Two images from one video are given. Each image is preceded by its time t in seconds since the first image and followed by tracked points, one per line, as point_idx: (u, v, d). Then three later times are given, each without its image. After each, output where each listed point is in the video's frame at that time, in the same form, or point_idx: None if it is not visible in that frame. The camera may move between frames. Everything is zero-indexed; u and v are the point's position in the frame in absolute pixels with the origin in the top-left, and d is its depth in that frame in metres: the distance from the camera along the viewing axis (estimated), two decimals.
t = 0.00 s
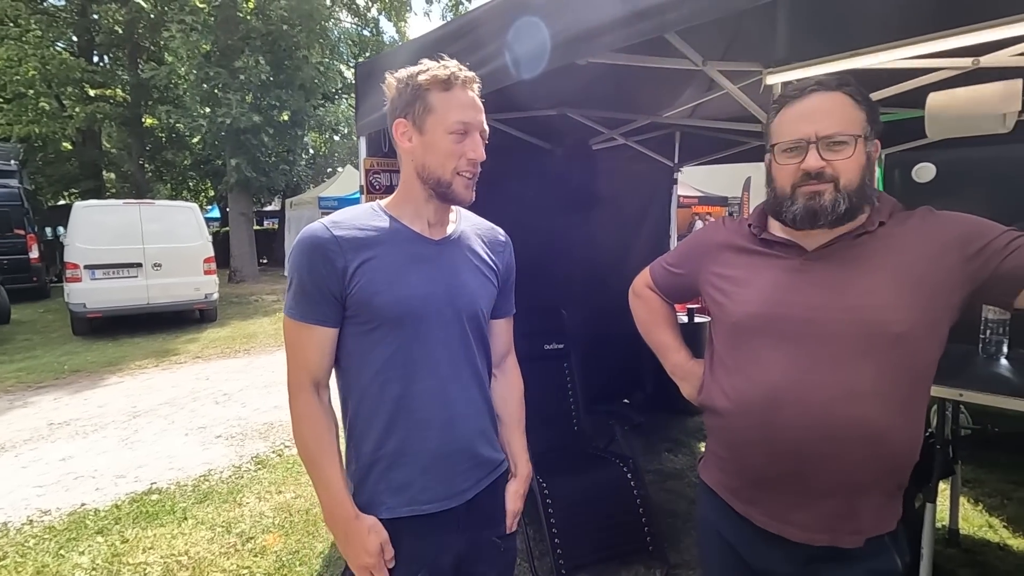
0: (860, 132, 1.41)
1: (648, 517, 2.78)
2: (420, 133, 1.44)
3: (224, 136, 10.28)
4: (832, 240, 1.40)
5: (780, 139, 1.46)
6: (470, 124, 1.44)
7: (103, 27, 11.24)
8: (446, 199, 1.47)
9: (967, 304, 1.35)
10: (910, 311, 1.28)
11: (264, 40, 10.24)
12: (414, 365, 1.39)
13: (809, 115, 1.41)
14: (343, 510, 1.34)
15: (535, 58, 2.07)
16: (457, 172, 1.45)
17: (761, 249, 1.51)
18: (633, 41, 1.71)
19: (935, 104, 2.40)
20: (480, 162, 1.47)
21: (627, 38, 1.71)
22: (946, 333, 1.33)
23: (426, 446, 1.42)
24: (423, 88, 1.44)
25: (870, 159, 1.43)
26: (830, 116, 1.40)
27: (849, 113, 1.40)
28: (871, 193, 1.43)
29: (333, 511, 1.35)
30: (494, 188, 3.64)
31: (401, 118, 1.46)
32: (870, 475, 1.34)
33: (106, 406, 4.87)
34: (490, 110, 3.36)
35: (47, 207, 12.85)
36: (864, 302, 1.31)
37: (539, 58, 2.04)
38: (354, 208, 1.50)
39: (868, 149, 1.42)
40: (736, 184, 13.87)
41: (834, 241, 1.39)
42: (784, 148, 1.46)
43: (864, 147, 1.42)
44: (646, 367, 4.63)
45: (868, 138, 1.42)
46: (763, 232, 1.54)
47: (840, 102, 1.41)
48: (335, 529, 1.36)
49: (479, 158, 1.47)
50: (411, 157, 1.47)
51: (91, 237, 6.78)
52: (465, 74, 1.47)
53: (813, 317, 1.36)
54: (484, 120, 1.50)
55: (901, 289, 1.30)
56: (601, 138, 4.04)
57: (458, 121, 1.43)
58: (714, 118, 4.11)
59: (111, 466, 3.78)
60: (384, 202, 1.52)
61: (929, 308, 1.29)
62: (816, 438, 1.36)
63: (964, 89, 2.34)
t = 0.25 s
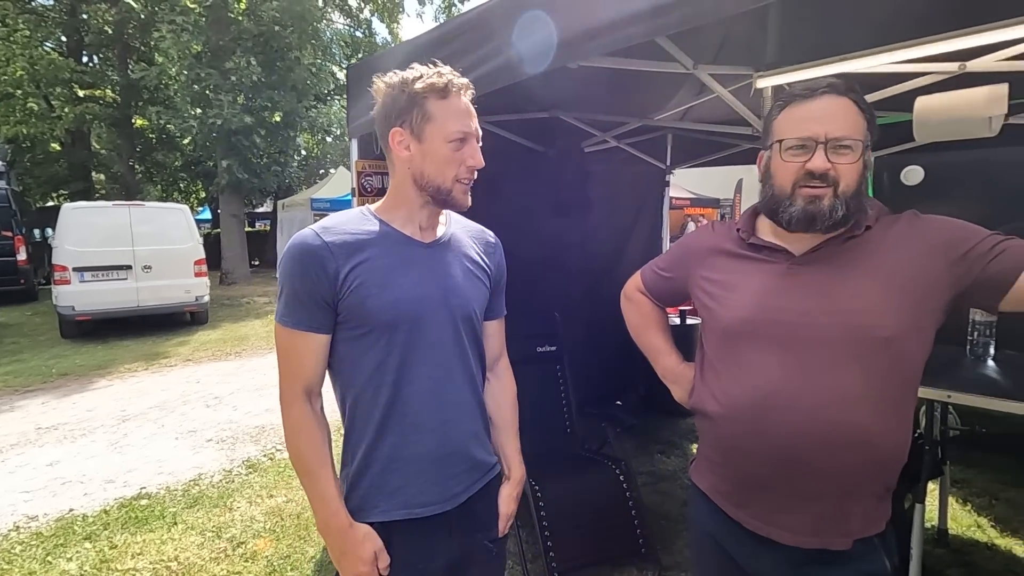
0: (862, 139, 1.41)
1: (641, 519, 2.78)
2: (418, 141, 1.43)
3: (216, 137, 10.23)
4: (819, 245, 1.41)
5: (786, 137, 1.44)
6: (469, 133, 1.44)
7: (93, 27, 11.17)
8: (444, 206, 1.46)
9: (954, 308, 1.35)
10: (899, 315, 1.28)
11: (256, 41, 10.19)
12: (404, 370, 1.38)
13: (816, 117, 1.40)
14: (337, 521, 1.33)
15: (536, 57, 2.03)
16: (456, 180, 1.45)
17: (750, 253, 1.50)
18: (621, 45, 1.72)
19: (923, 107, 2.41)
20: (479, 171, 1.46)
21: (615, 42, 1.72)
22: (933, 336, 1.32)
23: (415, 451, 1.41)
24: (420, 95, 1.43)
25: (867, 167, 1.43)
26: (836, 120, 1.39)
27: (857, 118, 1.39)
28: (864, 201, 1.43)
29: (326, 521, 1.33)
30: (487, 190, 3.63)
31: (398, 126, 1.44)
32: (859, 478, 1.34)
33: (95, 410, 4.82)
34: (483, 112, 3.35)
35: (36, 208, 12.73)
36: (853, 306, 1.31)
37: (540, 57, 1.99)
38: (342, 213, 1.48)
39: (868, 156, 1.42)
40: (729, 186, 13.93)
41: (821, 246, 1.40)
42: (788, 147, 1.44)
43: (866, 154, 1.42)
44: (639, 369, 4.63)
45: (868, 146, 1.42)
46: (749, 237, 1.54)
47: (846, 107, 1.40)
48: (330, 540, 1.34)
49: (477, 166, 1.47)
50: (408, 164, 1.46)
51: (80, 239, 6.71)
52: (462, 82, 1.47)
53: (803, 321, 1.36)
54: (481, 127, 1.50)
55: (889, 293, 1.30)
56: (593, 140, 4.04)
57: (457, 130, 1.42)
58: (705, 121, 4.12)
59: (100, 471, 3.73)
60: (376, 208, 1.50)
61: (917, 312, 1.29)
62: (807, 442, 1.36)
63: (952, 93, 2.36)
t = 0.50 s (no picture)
0: (802, 146, 1.45)
1: (634, 519, 2.79)
2: (412, 146, 1.43)
3: (208, 138, 10.17)
4: (811, 249, 1.41)
5: (736, 155, 1.58)
6: (463, 139, 1.45)
7: (84, 26, 11.10)
8: (437, 210, 1.46)
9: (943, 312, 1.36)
10: (888, 318, 1.29)
11: (249, 41, 10.12)
12: (396, 373, 1.38)
13: (758, 132, 1.49)
14: (324, 522, 1.33)
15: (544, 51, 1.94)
16: (450, 185, 1.45)
17: (741, 256, 1.52)
18: (612, 49, 1.73)
19: (912, 111, 2.43)
20: (472, 176, 1.47)
21: (605, 46, 1.73)
22: (921, 340, 1.34)
23: (407, 454, 1.41)
24: (415, 100, 1.43)
25: (816, 170, 1.45)
26: (768, 132, 1.47)
27: (787, 128, 1.45)
28: (816, 205, 1.44)
29: (312, 522, 1.33)
30: (481, 191, 3.63)
31: (392, 131, 1.44)
32: (847, 479, 1.36)
33: (86, 413, 4.78)
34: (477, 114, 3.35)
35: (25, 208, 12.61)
36: (843, 309, 1.32)
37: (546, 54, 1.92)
38: (333, 215, 1.47)
39: (810, 161, 1.45)
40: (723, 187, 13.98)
41: (812, 250, 1.40)
42: (737, 164, 1.57)
43: (805, 160, 1.45)
44: (633, 370, 4.64)
45: (810, 151, 1.45)
46: (741, 239, 1.55)
47: (787, 119, 1.46)
48: (316, 539, 1.34)
49: (471, 171, 1.48)
50: (402, 169, 1.46)
51: (71, 240, 6.65)
52: (457, 87, 1.47)
53: (794, 323, 1.36)
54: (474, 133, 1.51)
55: (879, 296, 1.31)
56: (587, 141, 4.04)
57: (451, 135, 1.42)
58: (698, 123, 4.13)
59: (91, 474, 3.70)
60: (368, 210, 1.50)
61: (906, 315, 1.30)
62: (797, 444, 1.37)
63: (940, 97, 2.38)
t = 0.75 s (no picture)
0: (774, 149, 1.47)
1: (628, 519, 2.79)
2: (402, 147, 1.42)
3: (201, 138, 10.13)
4: (799, 251, 1.42)
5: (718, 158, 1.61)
6: (453, 140, 1.44)
7: (75, 26, 11.03)
8: (427, 212, 1.46)
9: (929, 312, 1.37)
10: (876, 319, 1.30)
11: (242, 41, 10.06)
12: (389, 374, 1.38)
13: (735, 137, 1.52)
14: (328, 532, 1.33)
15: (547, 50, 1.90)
16: (440, 186, 1.44)
17: (731, 258, 1.53)
18: (604, 51, 1.74)
19: (903, 112, 2.44)
20: (463, 176, 1.46)
21: (598, 48, 1.73)
22: (909, 340, 1.35)
23: (399, 456, 1.40)
24: (405, 102, 1.43)
25: (791, 170, 1.46)
26: (740, 136, 1.51)
27: (760, 130, 1.48)
28: (794, 203, 1.45)
29: (316, 532, 1.33)
30: (475, 192, 3.63)
31: (382, 132, 1.44)
32: (837, 478, 1.36)
33: (78, 415, 4.75)
34: (471, 115, 3.36)
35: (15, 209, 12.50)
36: (832, 309, 1.33)
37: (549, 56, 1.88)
38: (325, 217, 1.46)
39: (785, 162, 1.46)
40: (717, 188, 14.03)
41: (800, 252, 1.41)
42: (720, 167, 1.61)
43: (779, 161, 1.47)
44: (627, 370, 4.66)
45: (783, 151, 1.46)
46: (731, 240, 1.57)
47: (761, 123, 1.49)
48: (322, 550, 1.35)
49: (460, 173, 1.47)
50: (392, 171, 1.45)
51: (62, 241, 6.59)
52: (447, 88, 1.47)
53: (783, 324, 1.37)
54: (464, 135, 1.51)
55: (866, 297, 1.32)
56: (581, 143, 4.05)
57: (440, 136, 1.42)
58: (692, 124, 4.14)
59: (83, 477, 3.68)
60: (359, 212, 1.50)
61: (893, 315, 1.31)
62: (788, 444, 1.38)
63: (931, 99, 2.39)
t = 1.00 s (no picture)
0: (762, 148, 1.48)
1: (623, 519, 2.80)
2: (389, 146, 1.42)
3: (194, 138, 10.08)
4: (787, 249, 1.43)
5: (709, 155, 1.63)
6: (441, 139, 1.43)
7: (66, 25, 10.96)
8: (416, 211, 1.45)
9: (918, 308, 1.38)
10: (865, 316, 1.31)
11: (236, 41, 10.01)
12: (382, 373, 1.37)
13: (723, 136, 1.55)
14: (334, 542, 1.33)
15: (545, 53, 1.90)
16: (427, 185, 1.43)
17: (723, 257, 1.54)
18: (599, 53, 1.75)
19: (894, 113, 2.46)
20: (451, 175, 1.45)
21: (592, 50, 1.74)
22: (899, 336, 1.36)
23: (393, 455, 1.40)
24: (392, 100, 1.42)
25: (777, 171, 1.47)
26: (728, 135, 1.53)
27: (749, 130, 1.50)
28: (779, 204, 1.47)
29: (322, 542, 1.33)
30: (470, 193, 3.63)
31: (370, 130, 1.43)
32: (828, 473, 1.37)
33: (69, 417, 4.71)
34: (466, 116, 3.36)
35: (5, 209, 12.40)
36: (822, 307, 1.34)
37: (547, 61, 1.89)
38: (318, 218, 1.47)
39: (771, 163, 1.48)
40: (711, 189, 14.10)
41: (789, 250, 1.42)
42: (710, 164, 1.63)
43: (765, 162, 1.48)
44: (622, 370, 4.67)
45: (770, 153, 1.48)
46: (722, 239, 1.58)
47: (749, 123, 1.50)
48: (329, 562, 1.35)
49: (449, 171, 1.46)
50: (381, 170, 1.45)
51: (53, 241, 6.54)
52: (436, 86, 1.46)
53: (774, 323, 1.38)
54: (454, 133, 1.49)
55: (856, 294, 1.33)
56: (575, 143, 4.06)
57: (427, 134, 1.41)
58: (686, 125, 4.16)
59: (75, 479, 3.65)
60: (350, 211, 1.49)
61: (882, 312, 1.32)
62: (780, 441, 1.39)
63: (922, 101, 2.42)
